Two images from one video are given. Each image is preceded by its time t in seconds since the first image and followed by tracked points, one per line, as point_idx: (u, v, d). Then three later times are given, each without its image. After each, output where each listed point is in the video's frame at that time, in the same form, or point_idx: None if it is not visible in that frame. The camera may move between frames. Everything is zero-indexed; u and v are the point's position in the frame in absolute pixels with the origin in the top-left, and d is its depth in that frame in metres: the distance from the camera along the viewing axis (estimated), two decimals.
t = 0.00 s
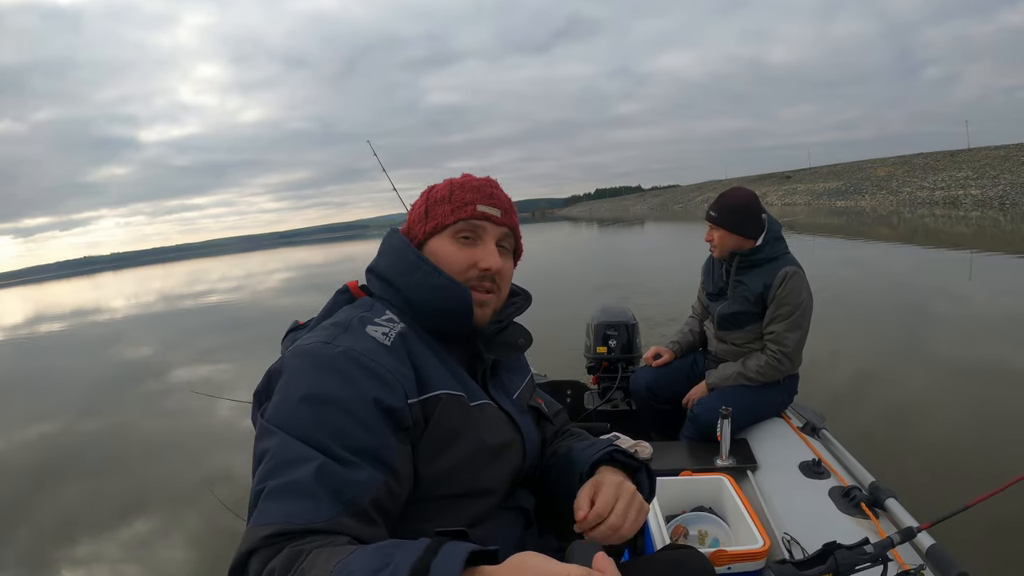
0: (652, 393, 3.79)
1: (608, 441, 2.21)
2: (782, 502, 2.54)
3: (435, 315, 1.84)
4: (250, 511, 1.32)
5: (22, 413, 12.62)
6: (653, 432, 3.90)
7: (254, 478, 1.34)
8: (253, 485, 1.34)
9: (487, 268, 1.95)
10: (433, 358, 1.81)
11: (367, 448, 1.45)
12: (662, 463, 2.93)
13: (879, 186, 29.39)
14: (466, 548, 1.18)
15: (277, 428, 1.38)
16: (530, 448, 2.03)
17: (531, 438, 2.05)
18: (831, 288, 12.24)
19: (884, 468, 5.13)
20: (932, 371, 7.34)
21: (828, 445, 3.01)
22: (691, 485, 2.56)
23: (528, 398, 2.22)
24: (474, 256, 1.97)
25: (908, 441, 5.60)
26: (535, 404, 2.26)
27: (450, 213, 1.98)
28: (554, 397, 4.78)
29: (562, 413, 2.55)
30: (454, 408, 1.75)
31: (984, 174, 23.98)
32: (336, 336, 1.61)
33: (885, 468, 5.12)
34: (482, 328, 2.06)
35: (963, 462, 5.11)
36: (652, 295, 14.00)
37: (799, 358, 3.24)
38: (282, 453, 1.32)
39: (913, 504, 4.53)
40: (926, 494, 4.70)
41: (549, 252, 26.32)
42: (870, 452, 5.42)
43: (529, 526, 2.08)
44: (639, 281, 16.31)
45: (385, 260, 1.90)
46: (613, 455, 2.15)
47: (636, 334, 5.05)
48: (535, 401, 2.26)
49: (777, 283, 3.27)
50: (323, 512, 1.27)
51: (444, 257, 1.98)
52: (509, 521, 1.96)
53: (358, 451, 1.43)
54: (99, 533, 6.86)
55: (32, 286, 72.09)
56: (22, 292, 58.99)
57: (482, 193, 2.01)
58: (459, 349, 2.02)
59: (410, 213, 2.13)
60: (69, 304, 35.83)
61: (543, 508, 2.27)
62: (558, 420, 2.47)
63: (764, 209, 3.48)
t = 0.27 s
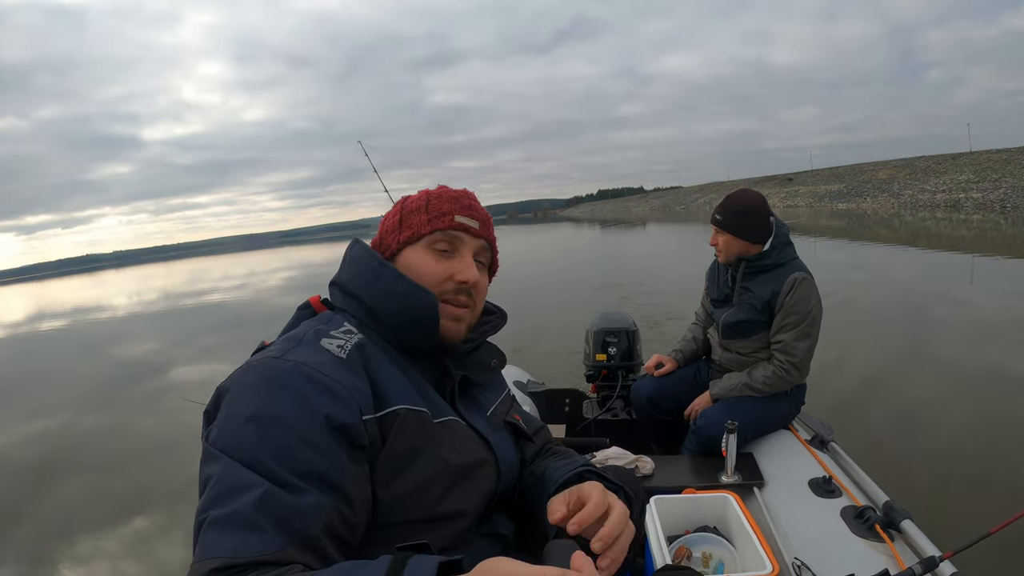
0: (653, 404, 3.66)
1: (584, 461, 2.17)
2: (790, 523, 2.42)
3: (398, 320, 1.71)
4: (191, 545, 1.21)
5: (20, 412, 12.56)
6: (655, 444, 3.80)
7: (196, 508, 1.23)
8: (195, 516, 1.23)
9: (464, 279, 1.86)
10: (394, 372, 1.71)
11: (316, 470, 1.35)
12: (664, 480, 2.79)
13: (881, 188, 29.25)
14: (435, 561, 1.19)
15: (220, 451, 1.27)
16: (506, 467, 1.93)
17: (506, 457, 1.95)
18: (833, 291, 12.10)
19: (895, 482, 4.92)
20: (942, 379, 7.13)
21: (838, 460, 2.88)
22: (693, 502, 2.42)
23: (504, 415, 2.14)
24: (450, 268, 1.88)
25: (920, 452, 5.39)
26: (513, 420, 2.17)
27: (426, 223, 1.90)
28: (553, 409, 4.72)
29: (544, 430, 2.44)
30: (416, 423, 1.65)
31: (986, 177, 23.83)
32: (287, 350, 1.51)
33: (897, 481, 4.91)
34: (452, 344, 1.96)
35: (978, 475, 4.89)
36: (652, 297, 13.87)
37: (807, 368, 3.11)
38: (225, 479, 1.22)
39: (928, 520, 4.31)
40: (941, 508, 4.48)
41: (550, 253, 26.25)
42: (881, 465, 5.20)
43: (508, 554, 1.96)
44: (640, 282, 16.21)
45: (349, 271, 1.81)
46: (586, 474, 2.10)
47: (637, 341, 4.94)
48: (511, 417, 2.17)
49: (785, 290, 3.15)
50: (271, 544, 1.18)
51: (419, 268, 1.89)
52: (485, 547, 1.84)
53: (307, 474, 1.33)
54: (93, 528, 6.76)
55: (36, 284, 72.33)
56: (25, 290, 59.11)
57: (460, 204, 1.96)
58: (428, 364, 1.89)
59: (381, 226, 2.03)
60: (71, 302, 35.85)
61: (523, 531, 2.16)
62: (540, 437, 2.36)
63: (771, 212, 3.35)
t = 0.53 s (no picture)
0: (653, 410, 3.54)
1: (557, 476, 2.13)
2: (795, 537, 2.29)
3: (348, 323, 1.78)
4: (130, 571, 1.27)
5: (15, 411, 12.45)
6: (655, 452, 3.71)
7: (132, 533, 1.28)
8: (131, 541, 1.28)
9: (424, 282, 1.89)
10: (340, 379, 1.75)
11: (254, 487, 1.40)
12: (664, 491, 2.68)
13: (882, 190, 29.08)
14: None
15: (154, 471, 1.32)
16: (467, 481, 1.91)
17: (468, 470, 1.95)
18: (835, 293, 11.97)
19: (904, 491, 4.75)
20: (951, 384, 6.94)
21: (845, 469, 2.76)
22: (693, 515, 2.31)
23: (472, 426, 2.14)
24: (409, 271, 1.92)
25: (928, 459, 5.21)
26: (482, 432, 2.16)
27: (384, 225, 1.95)
28: (550, 415, 4.64)
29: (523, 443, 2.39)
30: (358, 432, 1.67)
31: (987, 179, 23.67)
32: (225, 360, 1.57)
33: (906, 491, 4.74)
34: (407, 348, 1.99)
35: (990, 484, 4.71)
36: (652, 298, 13.74)
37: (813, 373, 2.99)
38: (157, 502, 1.27)
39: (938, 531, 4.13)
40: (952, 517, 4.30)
41: (552, 253, 26.15)
42: (888, 473, 5.04)
43: None
44: (641, 282, 16.10)
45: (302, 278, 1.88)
46: (555, 492, 2.05)
47: (637, 344, 4.84)
48: (479, 428, 2.16)
49: (791, 292, 3.02)
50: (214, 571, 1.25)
51: (377, 273, 1.92)
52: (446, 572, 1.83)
53: (243, 490, 1.38)
54: (92, 524, 6.70)
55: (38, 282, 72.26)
56: (25, 288, 59.03)
57: (420, 204, 2.02)
58: (387, 374, 1.95)
59: (339, 234, 2.07)
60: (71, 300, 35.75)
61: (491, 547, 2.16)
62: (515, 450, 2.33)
63: (775, 211, 3.23)
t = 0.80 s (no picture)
0: (655, 406, 3.47)
1: (556, 470, 2.06)
2: (802, 537, 2.22)
3: (326, 314, 1.72)
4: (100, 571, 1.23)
5: (20, 409, 12.48)
6: (657, 449, 3.64)
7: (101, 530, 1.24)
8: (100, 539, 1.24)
9: (407, 271, 1.81)
10: (319, 369, 1.70)
11: (227, 482, 1.35)
12: (667, 489, 2.61)
13: (884, 188, 28.95)
14: None
15: (125, 466, 1.28)
16: (451, 480, 1.84)
17: (453, 468, 1.88)
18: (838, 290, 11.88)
19: (913, 496, 4.61)
20: (959, 384, 6.79)
21: (851, 467, 2.69)
22: (697, 513, 2.24)
23: (460, 422, 2.08)
24: (394, 261, 1.84)
25: (937, 463, 5.07)
26: (471, 429, 2.09)
27: (371, 214, 1.89)
28: (551, 412, 4.54)
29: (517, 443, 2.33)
30: (334, 427, 1.61)
31: (989, 176, 23.54)
32: (198, 348, 1.52)
33: (915, 497, 4.60)
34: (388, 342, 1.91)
35: (994, 484, 4.66)
36: (654, 296, 13.67)
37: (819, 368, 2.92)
38: (125, 497, 1.23)
39: (950, 538, 3.99)
40: (963, 524, 4.17)
41: (554, 250, 26.07)
42: (896, 478, 4.90)
43: None
44: (644, 279, 16.02)
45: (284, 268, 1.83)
46: (556, 489, 1.94)
47: (640, 340, 4.76)
48: (468, 425, 2.09)
49: (794, 285, 2.95)
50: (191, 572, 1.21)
51: (361, 262, 1.85)
52: None
53: (215, 486, 1.34)
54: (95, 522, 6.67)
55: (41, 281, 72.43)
56: (31, 287, 59.32)
57: (409, 194, 1.97)
58: (371, 370, 1.91)
59: (327, 226, 2.03)
60: (76, 299, 35.91)
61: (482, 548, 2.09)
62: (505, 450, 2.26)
63: (778, 202, 3.17)
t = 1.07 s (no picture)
0: (657, 398, 3.45)
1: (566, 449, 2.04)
2: (800, 529, 2.19)
3: (326, 293, 1.73)
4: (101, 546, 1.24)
5: (34, 405, 12.64)
6: (659, 442, 3.61)
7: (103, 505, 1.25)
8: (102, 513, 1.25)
9: (414, 252, 1.80)
10: (319, 351, 1.71)
11: (226, 462, 1.36)
12: (667, 480, 2.59)
13: (893, 186, 28.68)
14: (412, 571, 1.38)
15: (127, 442, 1.30)
16: (447, 465, 1.81)
17: (450, 453, 1.85)
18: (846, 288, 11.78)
19: (920, 496, 4.52)
20: (968, 384, 6.68)
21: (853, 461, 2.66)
22: (695, 504, 2.22)
23: (460, 408, 2.06)
24: (401, 241, 1.83)
25: (945, 463, 4.96)
26: (471, 416, 2.07)
27: (377, 193, 1.88)
28: (555, 403, 4.54)
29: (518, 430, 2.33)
30: (332, 411, 1.61)
31: (999, 174, 23.26)
32: (200, 328, 1.54)
33: (923, 497, 4.50)
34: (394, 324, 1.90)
35: (1001, 480, 4.63)
36: (660, 294, 13.60)
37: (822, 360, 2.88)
38: (128, 471, 1.24)
39: (957, 535, 3.96)
40: (970, 524, 4.07)
41: (560, 249, 26.04)
42: (903, 478, 4.80)
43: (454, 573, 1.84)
44: (650, 277, 15.97)
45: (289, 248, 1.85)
46: (566, 466, 1.96)
47: (644, 332, 4.74)
48: (468, 412, 2.07)
49: (795, 277, 2.92)
50: (191, 551, 1.21)
51: (367, 241, 1.84)
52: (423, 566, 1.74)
53: (214, 465, 1.34)
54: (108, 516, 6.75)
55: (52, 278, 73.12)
56: (42, 285, 59.92)
57: (415, 172, 1.96)
58: (372, 349, 1.92)
59: (334, 206, 2.01)
60: (87, 297, 36.18)
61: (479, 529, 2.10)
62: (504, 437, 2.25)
63: (780, 194, 3.14)
